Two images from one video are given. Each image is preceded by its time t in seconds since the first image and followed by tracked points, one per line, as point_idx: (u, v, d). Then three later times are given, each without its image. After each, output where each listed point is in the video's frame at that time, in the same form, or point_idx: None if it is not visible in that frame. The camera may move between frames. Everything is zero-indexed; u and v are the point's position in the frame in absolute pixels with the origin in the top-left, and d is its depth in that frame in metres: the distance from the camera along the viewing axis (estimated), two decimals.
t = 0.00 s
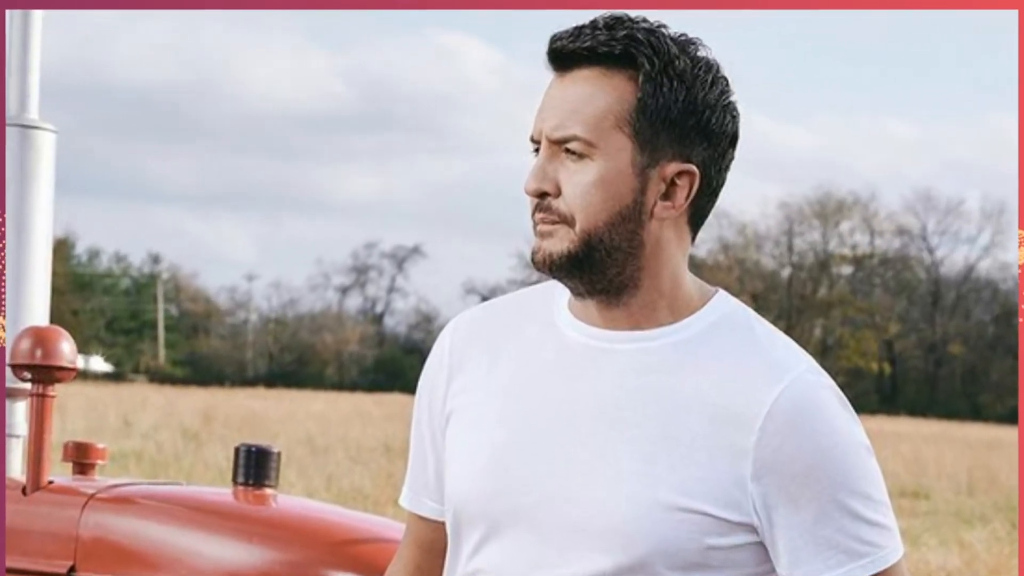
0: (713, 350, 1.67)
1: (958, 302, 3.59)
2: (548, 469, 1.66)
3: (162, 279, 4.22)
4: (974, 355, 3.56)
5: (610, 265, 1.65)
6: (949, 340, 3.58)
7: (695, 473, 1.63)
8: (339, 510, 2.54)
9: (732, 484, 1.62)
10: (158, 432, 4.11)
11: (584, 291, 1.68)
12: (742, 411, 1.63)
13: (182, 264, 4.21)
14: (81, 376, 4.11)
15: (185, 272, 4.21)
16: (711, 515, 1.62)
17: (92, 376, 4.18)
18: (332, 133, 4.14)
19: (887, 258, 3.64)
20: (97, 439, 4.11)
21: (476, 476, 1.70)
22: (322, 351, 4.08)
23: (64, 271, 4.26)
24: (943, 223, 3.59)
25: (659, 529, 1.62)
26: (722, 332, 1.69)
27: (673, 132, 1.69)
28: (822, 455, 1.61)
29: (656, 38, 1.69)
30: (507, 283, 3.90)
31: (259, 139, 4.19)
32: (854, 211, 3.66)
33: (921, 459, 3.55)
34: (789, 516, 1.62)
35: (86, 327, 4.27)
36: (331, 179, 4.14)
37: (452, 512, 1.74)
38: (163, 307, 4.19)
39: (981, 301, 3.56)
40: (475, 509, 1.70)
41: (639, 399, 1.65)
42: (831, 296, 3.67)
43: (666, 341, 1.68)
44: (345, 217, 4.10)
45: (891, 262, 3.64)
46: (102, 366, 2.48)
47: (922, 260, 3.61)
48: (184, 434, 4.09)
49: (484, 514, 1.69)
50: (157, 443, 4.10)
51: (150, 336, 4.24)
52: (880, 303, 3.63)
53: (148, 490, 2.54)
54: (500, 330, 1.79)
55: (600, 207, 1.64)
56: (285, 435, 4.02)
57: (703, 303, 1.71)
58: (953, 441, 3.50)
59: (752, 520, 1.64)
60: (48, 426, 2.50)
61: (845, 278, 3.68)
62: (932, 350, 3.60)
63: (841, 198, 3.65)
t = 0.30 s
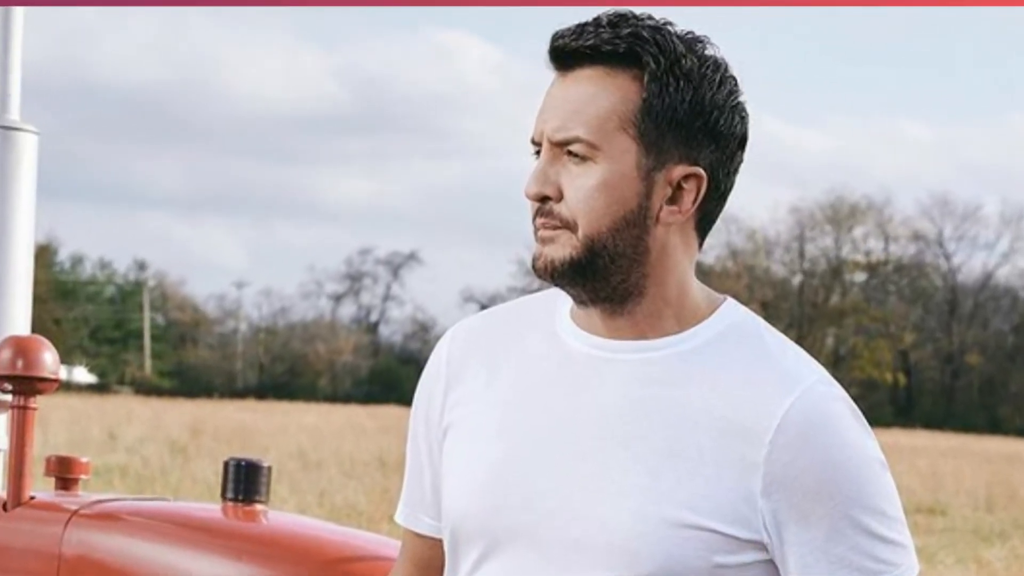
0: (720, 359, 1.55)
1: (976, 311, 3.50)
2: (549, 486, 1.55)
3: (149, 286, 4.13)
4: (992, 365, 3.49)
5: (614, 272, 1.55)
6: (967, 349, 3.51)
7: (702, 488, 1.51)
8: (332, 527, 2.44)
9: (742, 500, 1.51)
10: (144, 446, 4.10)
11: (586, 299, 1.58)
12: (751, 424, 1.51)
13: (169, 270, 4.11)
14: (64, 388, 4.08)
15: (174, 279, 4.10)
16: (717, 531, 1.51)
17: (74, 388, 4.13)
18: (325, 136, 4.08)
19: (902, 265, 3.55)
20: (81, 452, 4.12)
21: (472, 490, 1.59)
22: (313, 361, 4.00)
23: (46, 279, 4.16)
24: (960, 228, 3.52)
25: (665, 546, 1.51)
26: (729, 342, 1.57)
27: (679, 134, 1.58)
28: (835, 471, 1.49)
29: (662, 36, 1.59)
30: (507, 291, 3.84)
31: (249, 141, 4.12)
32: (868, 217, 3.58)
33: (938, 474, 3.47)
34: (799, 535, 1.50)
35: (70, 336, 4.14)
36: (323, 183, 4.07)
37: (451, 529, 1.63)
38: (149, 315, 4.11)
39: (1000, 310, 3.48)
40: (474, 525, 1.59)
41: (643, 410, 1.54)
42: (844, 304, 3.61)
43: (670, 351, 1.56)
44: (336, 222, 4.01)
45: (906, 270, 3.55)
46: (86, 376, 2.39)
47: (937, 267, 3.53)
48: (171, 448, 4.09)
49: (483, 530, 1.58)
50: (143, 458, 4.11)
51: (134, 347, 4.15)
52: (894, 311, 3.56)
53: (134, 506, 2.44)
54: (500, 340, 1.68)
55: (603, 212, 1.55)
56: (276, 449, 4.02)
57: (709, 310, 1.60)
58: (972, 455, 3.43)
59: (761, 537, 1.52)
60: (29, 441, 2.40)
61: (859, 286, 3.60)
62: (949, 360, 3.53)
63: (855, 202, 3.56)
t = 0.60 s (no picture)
0: (728, 369, 1.46)
1: (994, 319, 3.41)
2: (550, 502, 1.45)
3: (135, 294, 4.08)
4: (1011, 376, 3.40)
5: (617, 279, 1.46)
6: (984, 359, 3.42)
7: (708, 503, 1.42)
8: (327, 544, 2.35)
9: (750, 517, 1.42)
10: (131, 460, 4.02)
11: (591, 307, 1.48)
12: (761, 436, 1.42)
13: (156, 278, 4.07)
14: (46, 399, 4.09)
15: (161, 288, 4.06)
16: (726, 548, 1.42)
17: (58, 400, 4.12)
18: (320, 137, 4.02)
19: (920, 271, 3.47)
20: (64, 466, 4.05)
21: (472, 505, 1.50)
22: (306, 372, 3.94)
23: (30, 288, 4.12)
24: (977, 233, 3.42)
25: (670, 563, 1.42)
26: (737, 352, 1.47)
27: (686, 136, 1.49)
28: (848, 485, 1.41)
29: (667, 34, 1.50)
30: (507, 299, 3.70)
31: (241, 142, 4.08)
32: (882, 221, 3.51)
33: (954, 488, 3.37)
34: (811, 552, 1.42)
35: (53, 345, 4.09)
36: (316, 187, 4.03)
37: (448, 545, 1.53)
38: (136, 325, 4.06)
39: (1018, 319, 3.38)
40: (473, 541, 1.50)
41: (647, 422, 1.44)
42: (858, 312, 3.52)
43: (676, 361, 1.47)
44: (331, 223, 3.96)
45: (920, 277, 3.46)
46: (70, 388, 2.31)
47: (954, 274, 3.43)
48: (159, 462, 3.99)
49: (482, 546, 1.49)
50: (131, 472, 4.02)
51: (120, 357, 4.11)
52: (909, 320, 3.47)
53: (119, 521, 2.35)
54: (499, 350, 1.57)
55: (606, 216, 1.46)
56: (268, 462, 3.91)
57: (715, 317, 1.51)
58: (989, 469, 3.35)
59: (771, 554, 1.43)
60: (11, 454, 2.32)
61: (873, 295, 3.51)
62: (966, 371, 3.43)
63: (869, 206, 3.50)
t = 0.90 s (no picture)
0: (736, 379, 1.37)
1: (1012, 329, 3.37)
2: (550, 516, 1.36)
3: (120, 300, 4.06)
4: None
5: (621, 286, 1.38)
6: (1002, 369, 3.37)
7: (714, 518, 1.33)
8: (320, 561, 2.27)
9: (759, 535, 1.33)
10: (115, 473, 4.04)
11: (594, 315, 1.40)
12: (769, 448, 1.33)
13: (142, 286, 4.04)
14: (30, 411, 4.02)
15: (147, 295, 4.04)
16: (734, 565, 1.33)
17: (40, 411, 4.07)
18: (308, 137, 3.95)
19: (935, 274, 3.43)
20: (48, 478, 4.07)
21: (470, 522, 1.40)
22: (299, 381, 3.98)
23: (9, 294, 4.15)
24: (995, 241, 3.35)
25: None
26: (745, 362, 1.39)
27: (692, 138, 1.41)
28: (859, 501, 1.33)
29: (673, 32, 1.42)
30: (507, 306, 3.64)
31: (231, 144, 4.01)
32: (895, 226, 3.44)
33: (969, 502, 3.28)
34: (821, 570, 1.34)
35: (36, 354, 4.12)
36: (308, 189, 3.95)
37: (447, 562, 1.44)
38: (122, 333, 4.06)
39: None
40: (473, 559, 1.40)
41: (652, 434, 1.35)
42: (870, 320, 3.48)
43: (683, 371, 1.38)
44: (326, 228, 3.89)
45: (937, 284, 3.42)
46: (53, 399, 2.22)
47: (971, 281, 3.38)
48: (145, 476, 4.01)
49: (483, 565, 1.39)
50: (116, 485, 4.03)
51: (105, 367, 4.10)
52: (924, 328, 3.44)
53: (105, 538, 2.26)
54: (499, 360, 1.48)
55: (610, 221, 1.37)
56: (258, 475, 3.92)
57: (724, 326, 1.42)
58: (1006, 483, 3.26)
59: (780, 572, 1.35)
60: None
61: (886, 302, 3.48)
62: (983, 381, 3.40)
63: (881, 211, 3.43)
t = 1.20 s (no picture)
0: (745, 390, 1.30)
1: None
2: (549, 530, 1.28)
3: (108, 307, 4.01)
4: None
5: (625, 293, 1.29)
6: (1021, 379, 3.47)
7: (721, 533, 1.26)
8: None
9: (768, 551, 1.26)
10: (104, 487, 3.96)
11: (598, 324, 1.31)
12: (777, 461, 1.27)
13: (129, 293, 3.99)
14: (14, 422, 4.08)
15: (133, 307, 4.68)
16: None
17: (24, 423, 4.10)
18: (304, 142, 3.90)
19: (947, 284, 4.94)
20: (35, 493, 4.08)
21: (467, 538, 1.31)
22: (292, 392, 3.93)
23: None
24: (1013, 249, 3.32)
25: None
26: (753, 371, 1.31)
27: (699, 139, 1.33)
28: (871, 514, 1.26)
29: (679, 29, 1.34)
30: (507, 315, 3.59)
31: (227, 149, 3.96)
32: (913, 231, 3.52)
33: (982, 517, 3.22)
34: None
35: (19, 364, 4.39)
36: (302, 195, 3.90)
37: None
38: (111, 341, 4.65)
39: None
40: None
41: (657, 444, 1.27)
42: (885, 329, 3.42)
43: (690, 380, 1.30)
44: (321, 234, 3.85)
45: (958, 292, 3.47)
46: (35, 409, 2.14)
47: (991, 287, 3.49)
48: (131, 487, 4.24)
49: None
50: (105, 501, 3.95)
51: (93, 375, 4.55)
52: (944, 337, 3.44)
53: (89, 552, 2.06)
54: (496, 369, 1.38)
55: (614, 225, 1.29)
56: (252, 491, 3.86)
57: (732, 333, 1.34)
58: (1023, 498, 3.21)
59: None
60: None
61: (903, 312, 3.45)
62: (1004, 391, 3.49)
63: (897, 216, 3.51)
